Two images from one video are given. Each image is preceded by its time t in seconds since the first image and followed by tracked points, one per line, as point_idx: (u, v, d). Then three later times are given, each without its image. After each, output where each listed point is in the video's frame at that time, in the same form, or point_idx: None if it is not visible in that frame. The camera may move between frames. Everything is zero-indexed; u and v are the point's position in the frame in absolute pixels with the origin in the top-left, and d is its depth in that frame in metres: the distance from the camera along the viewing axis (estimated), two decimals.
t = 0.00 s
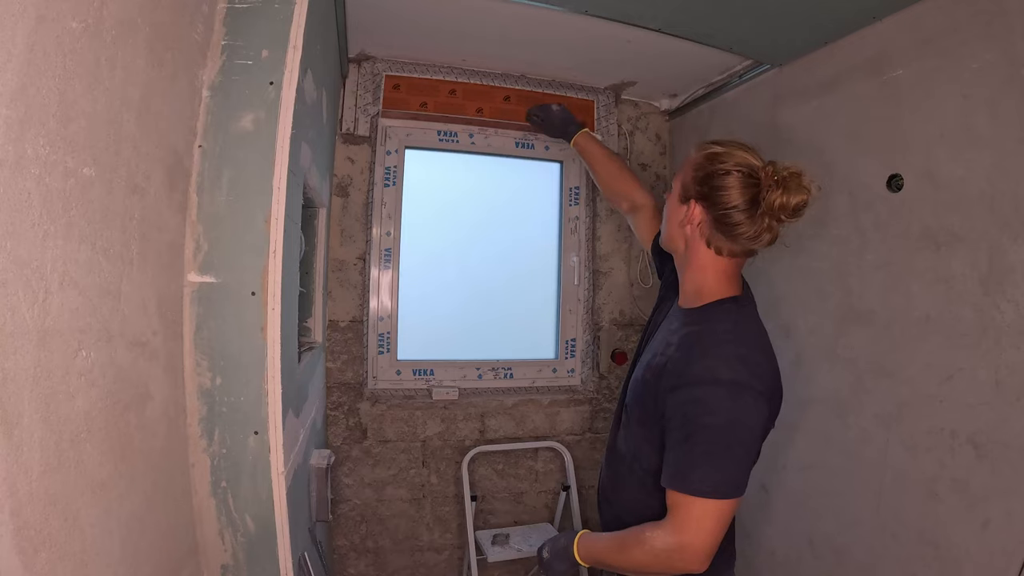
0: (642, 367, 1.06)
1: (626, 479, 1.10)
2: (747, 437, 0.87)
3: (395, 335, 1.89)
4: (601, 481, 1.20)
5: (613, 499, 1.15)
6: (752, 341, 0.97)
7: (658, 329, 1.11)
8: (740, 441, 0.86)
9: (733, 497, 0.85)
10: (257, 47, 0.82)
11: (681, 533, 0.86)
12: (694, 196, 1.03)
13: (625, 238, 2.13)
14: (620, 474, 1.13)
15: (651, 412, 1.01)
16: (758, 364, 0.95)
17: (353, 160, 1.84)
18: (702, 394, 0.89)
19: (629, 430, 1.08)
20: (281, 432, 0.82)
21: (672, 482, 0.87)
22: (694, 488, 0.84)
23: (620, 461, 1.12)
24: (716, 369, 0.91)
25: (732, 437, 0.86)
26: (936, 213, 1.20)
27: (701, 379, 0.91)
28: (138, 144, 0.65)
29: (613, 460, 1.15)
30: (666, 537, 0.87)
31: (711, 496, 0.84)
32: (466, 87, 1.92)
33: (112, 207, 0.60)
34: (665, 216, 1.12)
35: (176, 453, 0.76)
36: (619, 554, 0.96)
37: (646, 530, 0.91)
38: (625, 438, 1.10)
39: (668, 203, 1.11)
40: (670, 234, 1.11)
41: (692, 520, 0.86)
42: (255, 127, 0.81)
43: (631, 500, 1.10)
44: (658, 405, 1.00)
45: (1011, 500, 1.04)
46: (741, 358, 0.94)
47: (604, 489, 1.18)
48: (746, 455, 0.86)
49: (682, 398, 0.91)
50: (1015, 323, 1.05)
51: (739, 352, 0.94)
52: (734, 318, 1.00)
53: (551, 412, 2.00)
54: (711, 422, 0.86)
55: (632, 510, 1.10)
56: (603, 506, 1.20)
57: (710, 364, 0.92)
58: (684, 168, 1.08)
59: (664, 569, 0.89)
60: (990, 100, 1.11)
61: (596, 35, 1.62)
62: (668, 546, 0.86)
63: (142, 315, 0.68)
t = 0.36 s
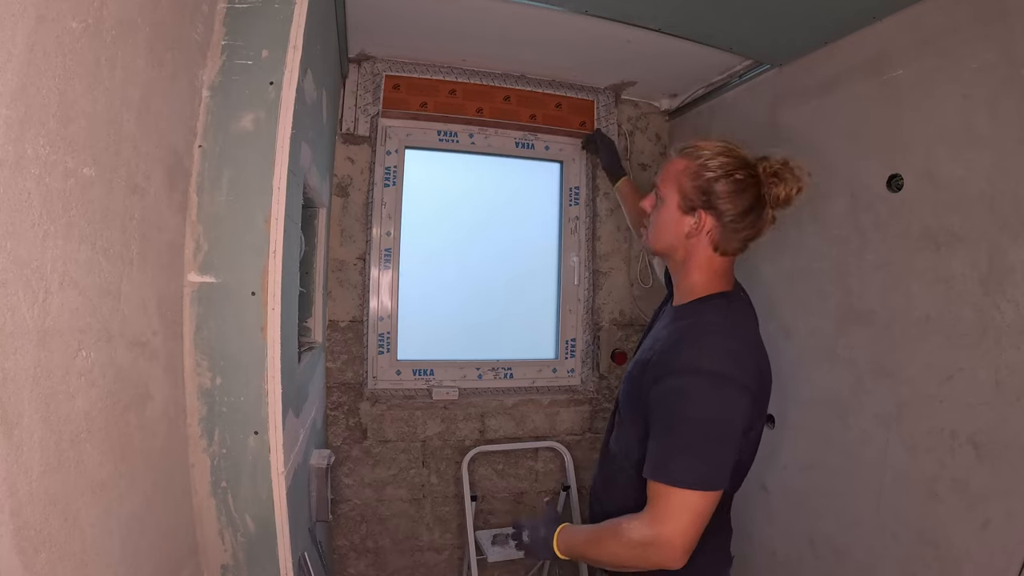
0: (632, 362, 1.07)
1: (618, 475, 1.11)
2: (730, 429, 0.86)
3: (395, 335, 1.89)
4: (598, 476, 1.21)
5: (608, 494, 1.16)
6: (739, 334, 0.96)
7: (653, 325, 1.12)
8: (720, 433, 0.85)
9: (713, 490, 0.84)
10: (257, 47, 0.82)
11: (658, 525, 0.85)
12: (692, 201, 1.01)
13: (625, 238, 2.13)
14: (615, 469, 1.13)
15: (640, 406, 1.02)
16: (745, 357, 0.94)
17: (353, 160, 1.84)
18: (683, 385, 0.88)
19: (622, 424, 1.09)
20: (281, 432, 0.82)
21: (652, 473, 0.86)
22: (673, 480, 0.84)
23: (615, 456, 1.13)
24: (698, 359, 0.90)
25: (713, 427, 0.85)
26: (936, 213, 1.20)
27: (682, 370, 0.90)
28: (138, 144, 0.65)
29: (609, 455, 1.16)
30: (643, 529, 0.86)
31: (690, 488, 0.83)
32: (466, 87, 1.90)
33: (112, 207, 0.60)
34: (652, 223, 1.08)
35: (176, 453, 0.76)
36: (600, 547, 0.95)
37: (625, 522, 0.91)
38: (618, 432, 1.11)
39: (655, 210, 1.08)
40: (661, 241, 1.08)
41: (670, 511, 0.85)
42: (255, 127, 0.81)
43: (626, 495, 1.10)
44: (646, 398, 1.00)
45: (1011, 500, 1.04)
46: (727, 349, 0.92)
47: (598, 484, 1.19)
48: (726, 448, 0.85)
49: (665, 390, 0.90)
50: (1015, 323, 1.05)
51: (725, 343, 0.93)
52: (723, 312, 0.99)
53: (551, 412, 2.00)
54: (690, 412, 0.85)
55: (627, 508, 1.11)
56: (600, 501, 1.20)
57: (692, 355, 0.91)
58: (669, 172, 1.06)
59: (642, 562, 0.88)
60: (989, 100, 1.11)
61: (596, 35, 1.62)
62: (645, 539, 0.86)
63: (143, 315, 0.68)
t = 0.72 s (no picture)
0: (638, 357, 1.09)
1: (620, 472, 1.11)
2: (740, 411, 0.86)
3: (395, 335, 1.89)
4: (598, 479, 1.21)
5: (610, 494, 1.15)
6: (747, 327, 0.97)
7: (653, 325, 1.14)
8: (729, 419, 0.85)
9: (718, 476, 0.84)
10: (257, 48, 0.82)
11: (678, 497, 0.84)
12: (718, 211, 1.08)
13: (625, 238, 2.13)
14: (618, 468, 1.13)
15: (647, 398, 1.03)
16: (754, 347, 0.94)
17: (353, 160, 1.84)
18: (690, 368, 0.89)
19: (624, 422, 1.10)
20: (281, 432, 0.82)
21: (659, 451, 0.86)
22: (680, 462, 0.83)
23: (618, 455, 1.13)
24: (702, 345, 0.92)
25: (723, 409, 0.85)
26: (936, 214, 1.20)
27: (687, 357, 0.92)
28: (138, 144, 0.65)
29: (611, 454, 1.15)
30: (654, 501, 0.84)
31: (696, 470, 0.83)
32: (466, 86, 1.89)
33: (112, 207, 0.60)
34: (679, 236, 1.06)
35: (176, 453, 0.76)
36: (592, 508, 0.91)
37: (632, 485, 0.86)
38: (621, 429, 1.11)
39: (677, 224, 1.07)
40: (685, 253, 1.08)
41: (679, 486, 0.83)
42: (255, 127, 0.81)
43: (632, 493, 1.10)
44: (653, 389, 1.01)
45: (1011, 500, 1.04)
46: (734, 338, 0.93)
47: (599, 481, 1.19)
48: (732, 433, 0.85)
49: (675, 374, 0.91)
50: (1015, 323, 1.05)
51: (729, 331, 0.95)
52: (730, 307, 1.01)
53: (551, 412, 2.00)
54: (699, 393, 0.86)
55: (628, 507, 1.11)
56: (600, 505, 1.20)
57: (700, 341, 0.92)
58: (686, 186, 1.07)
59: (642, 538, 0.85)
60: (989, 100, 1.11)
61: (597, 35, 1.62)
62: (654, 515, 0.83)
63: (143, 315, 0.68)
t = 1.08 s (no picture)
0: (663, 350, 1.10)
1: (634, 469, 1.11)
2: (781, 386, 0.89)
3: (395, 335, 1.90)
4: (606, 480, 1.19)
5: (622, 495, 1.14)
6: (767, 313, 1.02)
7: (669, 319, 1.16)
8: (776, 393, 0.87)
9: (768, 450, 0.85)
10: (257, 48, 0.82)
11: (759, 465, 0.83)
12: (711, 206, 1.18)
13: (625, 238, 2.13)
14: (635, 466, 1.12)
15: (675, 386, 1.04)
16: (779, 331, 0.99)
17: (353, 160, 1.84)
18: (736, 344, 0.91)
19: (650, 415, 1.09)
20: (281, 432, 0.82)
21: (721, 425, 0.84)
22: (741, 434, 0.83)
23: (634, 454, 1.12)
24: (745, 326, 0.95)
25: (772, 385, 0.87)
26: (936, 214, 1.20)
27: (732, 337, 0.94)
28: (138, 144, 0.65)
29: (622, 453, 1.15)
30: (748, 471, 0.81)
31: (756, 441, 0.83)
32: (466, 86, 1.89)
33: (112, 207, 0.60)
34: (684, 227, 1.13)
35: (176, 453, 0.76)
36: (666, 475, 0.81)
37: (729, 455, 0.81)
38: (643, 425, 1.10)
39: (680, 216, 1.14)
40: (689, 245, 1.14)
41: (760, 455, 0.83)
42: (255, 127, 0.81)
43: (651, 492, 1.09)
44: (689, 374, 1.01)
45: (1011, 500, 1.04)
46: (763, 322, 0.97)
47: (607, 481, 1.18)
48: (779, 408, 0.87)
49: (722, 351, 0.93)
50: (1015, 323, 1.05)
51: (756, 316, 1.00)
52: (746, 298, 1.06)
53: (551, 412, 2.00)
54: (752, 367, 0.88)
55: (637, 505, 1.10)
56: (606, 507, 1.18)
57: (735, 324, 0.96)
58: (683, 184, 1.16)
59: (721, 510, 0.80)
60: (989, 100, 1.11)
61: (597, 35, 1.62)
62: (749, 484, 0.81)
63: (143, 315, 0.68)
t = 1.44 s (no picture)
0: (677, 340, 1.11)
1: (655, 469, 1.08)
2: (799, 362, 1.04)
3: (395, 336, 1.90)
4: (614, 480, 1.14)
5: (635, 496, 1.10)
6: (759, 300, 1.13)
7: (684, 313, 1.14)
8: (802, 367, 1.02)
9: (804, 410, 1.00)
10: (257, 47, 0.82)
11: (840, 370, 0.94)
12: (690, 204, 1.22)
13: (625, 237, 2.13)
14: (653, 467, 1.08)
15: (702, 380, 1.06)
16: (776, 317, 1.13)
17: (353, 160, 1.84)
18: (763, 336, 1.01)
19: (675, 414, 1.06)
20: (281, 432, 0.82)
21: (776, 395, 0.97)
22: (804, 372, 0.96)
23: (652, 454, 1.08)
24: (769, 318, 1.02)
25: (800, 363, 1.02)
26: (936, 214, 1.20)
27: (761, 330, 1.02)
28: (138, 144, 0.65)
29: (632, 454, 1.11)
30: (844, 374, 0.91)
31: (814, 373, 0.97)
32: (466, 86, 1.89)
33: (112, 207, 0.60)
34: (669, 233, 1.18)
35: (176, 454, 0.76)
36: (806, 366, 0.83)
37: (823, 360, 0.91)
38: (665, 424, 1.07)
39: (663, 222, 1.18)
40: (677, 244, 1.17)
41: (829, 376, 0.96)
42: (255, 127, 0.81)
43: (670, 493, 1.07)
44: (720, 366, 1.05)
45: (1011, 500, 1.04)
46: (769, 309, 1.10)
47: (616, 485, 1.13)
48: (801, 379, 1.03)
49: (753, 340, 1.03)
50: (1015, 323, 1.05)
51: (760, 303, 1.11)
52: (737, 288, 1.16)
53: (551, 411, 2.00)
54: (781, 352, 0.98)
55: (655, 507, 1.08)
56: (614, 509, 1.14)
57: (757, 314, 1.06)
58: (659, 187, 1.20)
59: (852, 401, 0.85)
60: (990, 100, 1.11)
61: (597, 35, 1.62)
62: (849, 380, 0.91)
63: (143, 315, 0.68)
